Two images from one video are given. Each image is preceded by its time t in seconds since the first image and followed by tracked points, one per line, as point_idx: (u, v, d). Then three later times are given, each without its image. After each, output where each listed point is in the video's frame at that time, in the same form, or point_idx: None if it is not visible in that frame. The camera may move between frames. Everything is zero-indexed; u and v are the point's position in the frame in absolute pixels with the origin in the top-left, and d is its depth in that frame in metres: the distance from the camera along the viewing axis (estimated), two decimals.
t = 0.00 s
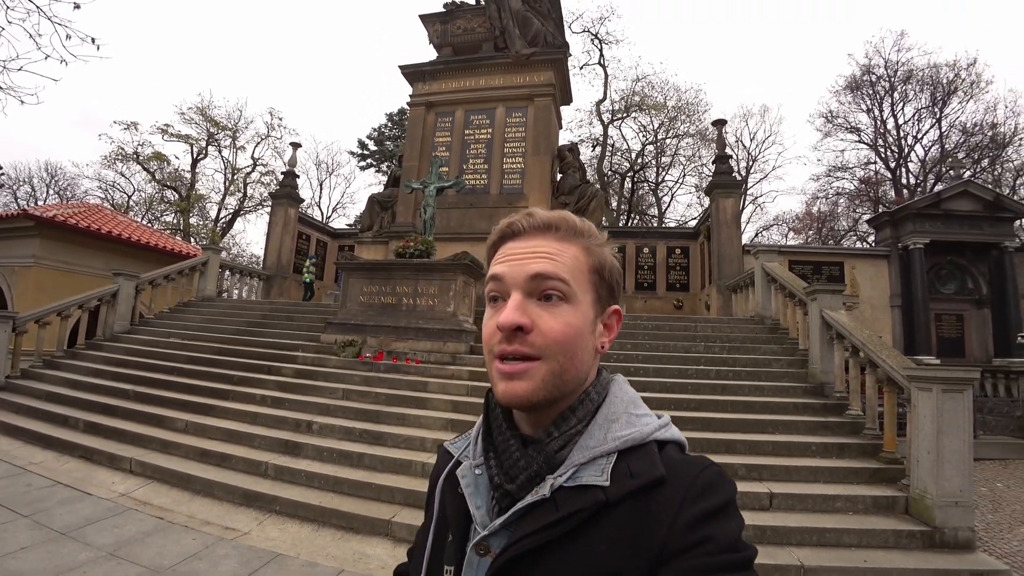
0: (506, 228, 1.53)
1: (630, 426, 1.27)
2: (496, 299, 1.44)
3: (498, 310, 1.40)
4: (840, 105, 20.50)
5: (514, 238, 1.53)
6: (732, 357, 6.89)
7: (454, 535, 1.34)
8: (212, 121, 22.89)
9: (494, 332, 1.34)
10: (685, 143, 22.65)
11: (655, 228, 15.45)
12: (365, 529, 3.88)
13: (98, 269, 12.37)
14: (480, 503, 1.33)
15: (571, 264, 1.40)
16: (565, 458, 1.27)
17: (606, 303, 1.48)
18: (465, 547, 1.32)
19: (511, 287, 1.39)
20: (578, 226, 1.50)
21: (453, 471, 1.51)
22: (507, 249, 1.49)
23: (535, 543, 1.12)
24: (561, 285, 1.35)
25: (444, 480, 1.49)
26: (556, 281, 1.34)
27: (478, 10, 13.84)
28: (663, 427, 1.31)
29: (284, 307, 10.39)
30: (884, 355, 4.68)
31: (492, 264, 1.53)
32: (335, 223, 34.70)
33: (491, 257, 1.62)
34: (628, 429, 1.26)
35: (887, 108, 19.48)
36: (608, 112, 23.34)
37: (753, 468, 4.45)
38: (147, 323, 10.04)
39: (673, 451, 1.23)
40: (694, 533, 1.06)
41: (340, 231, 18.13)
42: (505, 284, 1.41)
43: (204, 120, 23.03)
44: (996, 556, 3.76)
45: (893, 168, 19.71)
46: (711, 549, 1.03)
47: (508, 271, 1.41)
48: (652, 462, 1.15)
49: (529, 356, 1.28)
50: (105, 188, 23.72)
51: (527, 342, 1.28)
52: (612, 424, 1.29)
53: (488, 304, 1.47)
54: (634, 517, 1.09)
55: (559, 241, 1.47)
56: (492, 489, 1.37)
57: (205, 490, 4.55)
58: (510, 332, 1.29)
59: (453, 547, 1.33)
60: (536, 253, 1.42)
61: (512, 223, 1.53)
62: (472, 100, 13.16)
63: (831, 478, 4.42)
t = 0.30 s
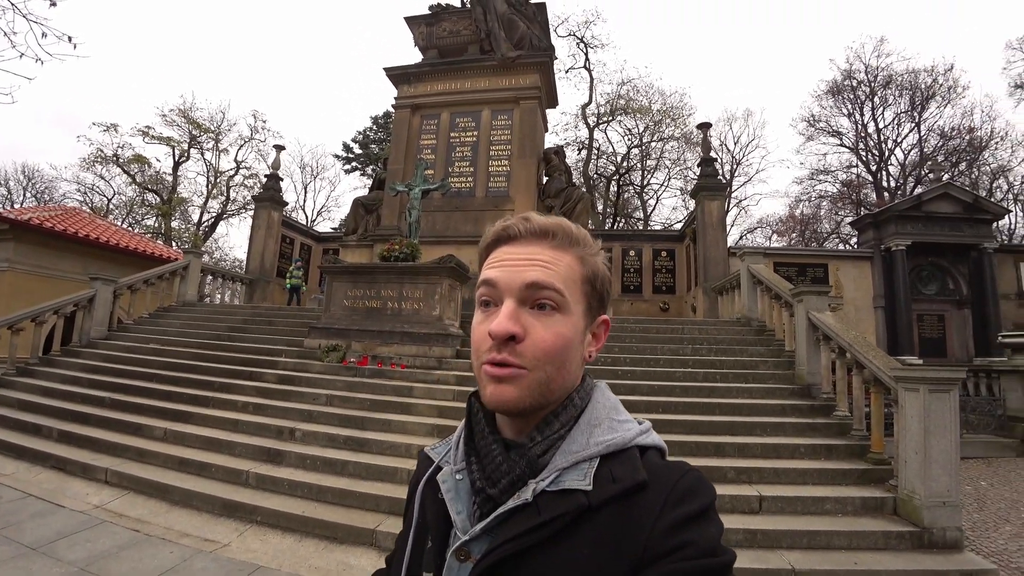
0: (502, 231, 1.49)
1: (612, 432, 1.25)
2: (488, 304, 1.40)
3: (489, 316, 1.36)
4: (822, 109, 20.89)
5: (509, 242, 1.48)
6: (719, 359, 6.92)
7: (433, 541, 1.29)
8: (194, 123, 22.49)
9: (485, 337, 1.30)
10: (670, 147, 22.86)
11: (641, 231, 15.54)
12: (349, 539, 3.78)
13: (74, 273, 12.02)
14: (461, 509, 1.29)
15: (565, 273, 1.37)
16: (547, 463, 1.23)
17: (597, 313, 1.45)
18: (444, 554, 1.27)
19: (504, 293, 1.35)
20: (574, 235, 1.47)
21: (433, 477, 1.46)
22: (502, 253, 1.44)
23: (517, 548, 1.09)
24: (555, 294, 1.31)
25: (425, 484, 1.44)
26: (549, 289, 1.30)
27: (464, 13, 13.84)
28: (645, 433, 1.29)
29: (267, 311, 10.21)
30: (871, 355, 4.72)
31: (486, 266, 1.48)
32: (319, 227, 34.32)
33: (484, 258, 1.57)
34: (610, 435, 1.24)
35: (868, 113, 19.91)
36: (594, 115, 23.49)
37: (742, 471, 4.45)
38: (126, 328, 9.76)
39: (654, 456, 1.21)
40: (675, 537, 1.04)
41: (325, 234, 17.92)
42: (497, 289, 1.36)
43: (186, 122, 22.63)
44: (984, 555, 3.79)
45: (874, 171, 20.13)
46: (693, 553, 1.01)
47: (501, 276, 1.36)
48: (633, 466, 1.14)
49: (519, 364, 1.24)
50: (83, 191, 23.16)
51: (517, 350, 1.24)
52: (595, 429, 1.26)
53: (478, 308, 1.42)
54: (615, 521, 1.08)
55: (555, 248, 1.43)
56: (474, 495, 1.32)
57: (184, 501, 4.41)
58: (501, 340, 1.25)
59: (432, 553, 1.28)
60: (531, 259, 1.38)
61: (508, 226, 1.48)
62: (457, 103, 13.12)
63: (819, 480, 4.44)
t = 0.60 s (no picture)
0: (467, 238, 1.45)
1: (592, 432, 1.21)
2: (461, 310, 1.34)
3: (463, 321, 1.31)
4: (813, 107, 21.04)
5: (474, 247, 1.45)
6: (718, 358, 6.91)
7: (420, 549, 1.23)
8: (183, 127, 22.23)
9: (464, 340, 1.25)
10: (662, 145, 22.91)
11: (636, 230, 15.53)
12: (344, 550, 3.70)
13: (61, 280, 11.79)
14: (446, 515, 1.23)
15: (535, 271, 1.35)
16: (529, 466, 1.18)
17: (565, 309, 1.43)
18: (431, 563, 1.20)
19: (478, 295, 1.31)
20: (537, 234, 1.45)
21: (419, 484, 1.40)
22: (471, 259, 1.40)
23: (498, 554, 1.04)
24: (529, 291, 1.28)
25: (411, 492, 1.38)
26: (523, 287, 1.27)
27: (454, 13, 13.79)
28: (626, 431, 1.25)
29: (259, 316, 10.07)
30: (871, 352, 4.72)
31: (454, 274, 1.43)
32: (311, 230, 34.06)
33: (451, 268, 1.52)
34: (590, 435, 1.20)
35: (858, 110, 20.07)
36: (585, 115, 23.50)
37: (744, 471, 4.42)
38: (114, 336, 9.58)
39: (636, 454, 1.16)
40: (654, 536, 0.99)
41: (317, 237, 17.77)
42: (470, 293, 1.32)
43: (174, 126, 22.36)
44: (989, 553, 3.79)
45: (865, 167, 20.29)
46: (674, 550, 0.97)
47: (473, 279, 1.32)
48: (612, 465, 1.10)
49: (501, 364, 1.20)
50: (71, 197, 22.83)
51: (499, 349, 1.20)
52: (573, 429, 1.22)
53: (451, 315, 1.36)
54: (594, 523, 1.03)
55: (521, 249, 1.41)
56: (459, 500, 1.27)
57: (173, 513, 4.30)
58: (482, 340, 1.21)
59: (420, 559, 1.22)
60: (499, 261, 1.35)
61: (472, 233, 1.45)
62: (448, 103, 13.05)
63: (823, 479, 4.43)
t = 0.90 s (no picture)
0: (470, 230, 1.41)
1: (581, 423, 1.17)
2: (462, 302, 1.31)
3: (465, 313, 1.28)
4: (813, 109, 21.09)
5: (477, 240, 1.41)
6: (719, 360, 6.88)
7: (415, 546, 1.19)
8: (182, 126, 22.18)
9: (467, 332, 1.22)
10: (663, 147, 22.93)
11: (636, 232, 15.52)
12: (341, 553, 3.65)
13: (57, 279, 11.71)
14: (440, 511, 1.19)
15: (538, 268, 1.33)
16: (520, 459, 1.15)
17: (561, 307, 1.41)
18: (427, 559, 1.17)
19: (481, 288, 1.27)
20: (538, 231, 1.43)
21: (413, 482, 1.36)
22: (473, 251, 1.37)
23: (492, 548, 1.01)
24: (532, 286, 1.25)
25: (403, 490, 1.34)
26: (528, 282, 1.24)
27: (455, 13, 13.79)
28: (616, 421, 1.21)
29: (257, 316, 10.02)
30: (875, 354, 4.69)
31: (454, 266, 1.39)
32: (310, 231, 34.00)
33: (449, 261, 1.48)
34: (580, 426, 1.16)
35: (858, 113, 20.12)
36: (585, 116, 23.50)
37: (747, 475, 4.39)
38: (110, 335, 9.51)
39: (625, 444, 1.13)
40: (645, 526, 0.96)
41: (316, 238, 17.72)
42: (473, 285, 1.28)
43: (173, 125, 22.30)
44: (996, 558, 3.76)
45: (865, 170, 20.33)
46: (663, 539, 0.94)
47: (477, 270, 1.28)
48: (602, 455, 1.06)
49: (504, 358, 1.17)
50: (69, 196, 22.75)
51: (502, 344, 1.18)
52: (563, 422, 1.18)
53: (451, 308, 1.32)
54: (585, 515, 0.99)
55: (523, 245, 1.38)
56: (452, 496, 1.23)
57: (168, 515, 4.25)
58: (485, 334, 1.18)
59: (416, 558, 1.18)
60: (503, 254, 1.32)
61: (475, 225, 1.41)
62: (449, 103, 13.03)
63: (827, 482, 4.40)
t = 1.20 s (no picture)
0: (459, 240, 1.40)
1: (581, 428, 1.16)
2: (454, 312, 1.30)
3: (458, 324, 1.27)
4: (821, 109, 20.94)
5: (468, 249, 1.40)
6: (728, 363, 6.82)
7: (415, 552, 1.19)
8: (192, 130, 22.43)
9: (460, 344, 1.21)
10: (670, 148, 22.85)
11: (643, 233, 15.46)
12: (347, 556, 3.65)
13: (68, 282, 11.86)
14: (439, 517, 1.19)
15: (530, 274, 1.31)
16: (519, 465, 1.14)
17: (555, 312, 1.40)
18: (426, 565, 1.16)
19: (472, 297, 1.26)
20: (529, 237, 1.42)
21: (412, 487, 1.36)
22: (463, 261, 1.36)
23: (491, 553, 1.00)
24: (524, 294, 1.24)
25: (404, 495, 1.34)
26: (519, 290, 1.23)
27: (461, 15, 13.84)
28: (616, 427, 1.19)
29: (265, 318, 10.09)
30: (887, 357, 4.63)
31: (446, 277, 1.38)
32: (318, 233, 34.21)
33: (442, 271, 1.47)
34: (579, 431, 1.15)
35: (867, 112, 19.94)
36: (592, 118, 23.47)
37: (757, 479, 4.35)
38: (120, 337, 9.61)
39: (624, 450, 1.11)
40: (644, 531, 0.94)
41: (323, 240, 17.82)
42: (464, 296, 1.28)
43: (183, 129, 22.55)
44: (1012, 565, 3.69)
45: (875, 170, 20.13)
46: (663, 545, 0.92)
47: (468, 281, 1.27)
48: (601, 461, 1.05)
49: (498, 367, 1.16)
50: (81, 200, 23.06)
51: (495, 352, 1.17)
52: (563, 427, 1.17)
53: (444, 318, 1.31)
54: (585, 520, 0.98)
55: (514, 252, 1.37)
56: (452, 501, 1.22)
57: (175, 516, 4.27)
58: (478, 344, 1.17)
59: (415, 564, 1.17)
60: (493, 263, 1.31)
61: (465, 235, 1.40)
62: (455, 105, 13.07)
63: (838, 487, 4.34)
